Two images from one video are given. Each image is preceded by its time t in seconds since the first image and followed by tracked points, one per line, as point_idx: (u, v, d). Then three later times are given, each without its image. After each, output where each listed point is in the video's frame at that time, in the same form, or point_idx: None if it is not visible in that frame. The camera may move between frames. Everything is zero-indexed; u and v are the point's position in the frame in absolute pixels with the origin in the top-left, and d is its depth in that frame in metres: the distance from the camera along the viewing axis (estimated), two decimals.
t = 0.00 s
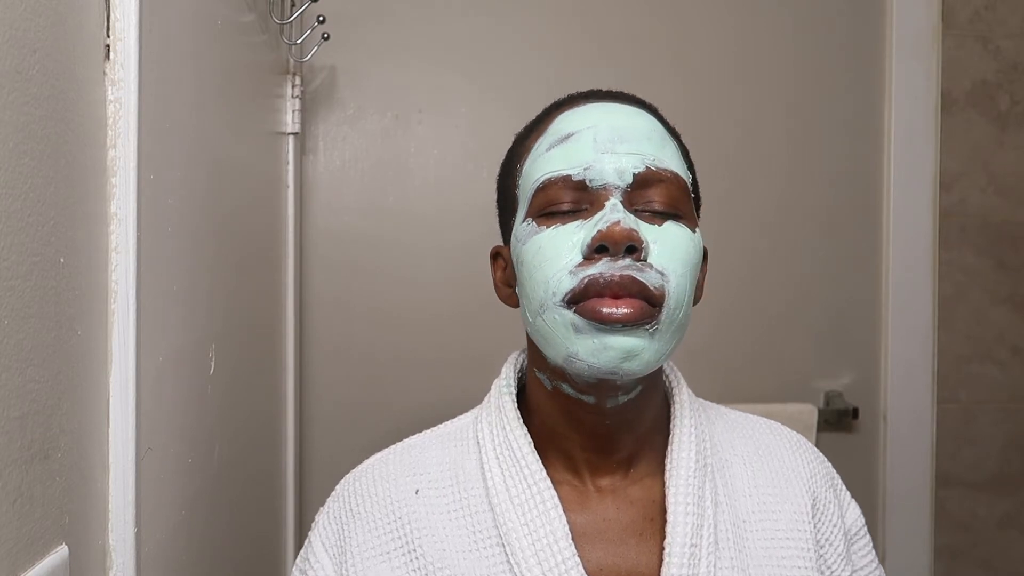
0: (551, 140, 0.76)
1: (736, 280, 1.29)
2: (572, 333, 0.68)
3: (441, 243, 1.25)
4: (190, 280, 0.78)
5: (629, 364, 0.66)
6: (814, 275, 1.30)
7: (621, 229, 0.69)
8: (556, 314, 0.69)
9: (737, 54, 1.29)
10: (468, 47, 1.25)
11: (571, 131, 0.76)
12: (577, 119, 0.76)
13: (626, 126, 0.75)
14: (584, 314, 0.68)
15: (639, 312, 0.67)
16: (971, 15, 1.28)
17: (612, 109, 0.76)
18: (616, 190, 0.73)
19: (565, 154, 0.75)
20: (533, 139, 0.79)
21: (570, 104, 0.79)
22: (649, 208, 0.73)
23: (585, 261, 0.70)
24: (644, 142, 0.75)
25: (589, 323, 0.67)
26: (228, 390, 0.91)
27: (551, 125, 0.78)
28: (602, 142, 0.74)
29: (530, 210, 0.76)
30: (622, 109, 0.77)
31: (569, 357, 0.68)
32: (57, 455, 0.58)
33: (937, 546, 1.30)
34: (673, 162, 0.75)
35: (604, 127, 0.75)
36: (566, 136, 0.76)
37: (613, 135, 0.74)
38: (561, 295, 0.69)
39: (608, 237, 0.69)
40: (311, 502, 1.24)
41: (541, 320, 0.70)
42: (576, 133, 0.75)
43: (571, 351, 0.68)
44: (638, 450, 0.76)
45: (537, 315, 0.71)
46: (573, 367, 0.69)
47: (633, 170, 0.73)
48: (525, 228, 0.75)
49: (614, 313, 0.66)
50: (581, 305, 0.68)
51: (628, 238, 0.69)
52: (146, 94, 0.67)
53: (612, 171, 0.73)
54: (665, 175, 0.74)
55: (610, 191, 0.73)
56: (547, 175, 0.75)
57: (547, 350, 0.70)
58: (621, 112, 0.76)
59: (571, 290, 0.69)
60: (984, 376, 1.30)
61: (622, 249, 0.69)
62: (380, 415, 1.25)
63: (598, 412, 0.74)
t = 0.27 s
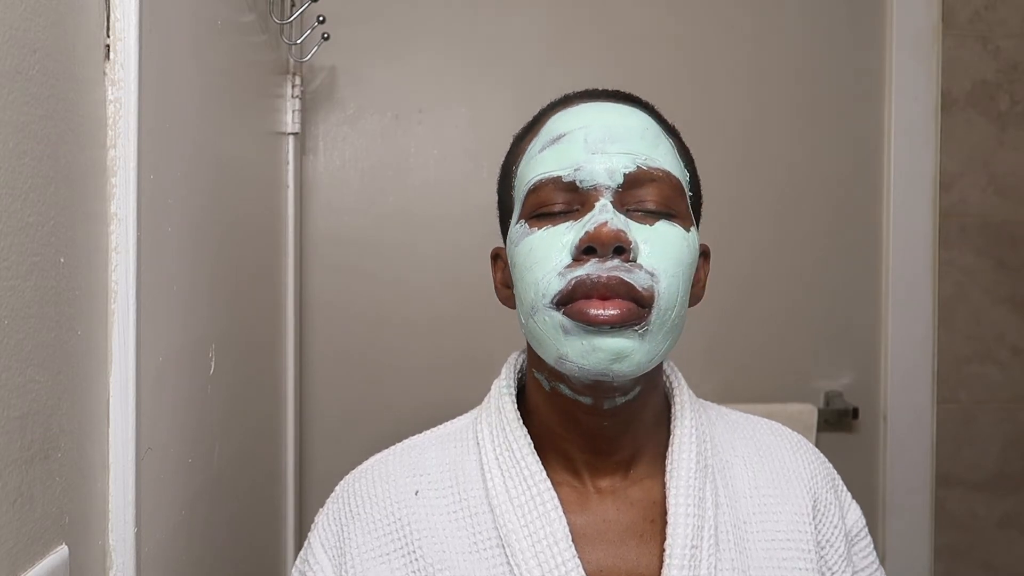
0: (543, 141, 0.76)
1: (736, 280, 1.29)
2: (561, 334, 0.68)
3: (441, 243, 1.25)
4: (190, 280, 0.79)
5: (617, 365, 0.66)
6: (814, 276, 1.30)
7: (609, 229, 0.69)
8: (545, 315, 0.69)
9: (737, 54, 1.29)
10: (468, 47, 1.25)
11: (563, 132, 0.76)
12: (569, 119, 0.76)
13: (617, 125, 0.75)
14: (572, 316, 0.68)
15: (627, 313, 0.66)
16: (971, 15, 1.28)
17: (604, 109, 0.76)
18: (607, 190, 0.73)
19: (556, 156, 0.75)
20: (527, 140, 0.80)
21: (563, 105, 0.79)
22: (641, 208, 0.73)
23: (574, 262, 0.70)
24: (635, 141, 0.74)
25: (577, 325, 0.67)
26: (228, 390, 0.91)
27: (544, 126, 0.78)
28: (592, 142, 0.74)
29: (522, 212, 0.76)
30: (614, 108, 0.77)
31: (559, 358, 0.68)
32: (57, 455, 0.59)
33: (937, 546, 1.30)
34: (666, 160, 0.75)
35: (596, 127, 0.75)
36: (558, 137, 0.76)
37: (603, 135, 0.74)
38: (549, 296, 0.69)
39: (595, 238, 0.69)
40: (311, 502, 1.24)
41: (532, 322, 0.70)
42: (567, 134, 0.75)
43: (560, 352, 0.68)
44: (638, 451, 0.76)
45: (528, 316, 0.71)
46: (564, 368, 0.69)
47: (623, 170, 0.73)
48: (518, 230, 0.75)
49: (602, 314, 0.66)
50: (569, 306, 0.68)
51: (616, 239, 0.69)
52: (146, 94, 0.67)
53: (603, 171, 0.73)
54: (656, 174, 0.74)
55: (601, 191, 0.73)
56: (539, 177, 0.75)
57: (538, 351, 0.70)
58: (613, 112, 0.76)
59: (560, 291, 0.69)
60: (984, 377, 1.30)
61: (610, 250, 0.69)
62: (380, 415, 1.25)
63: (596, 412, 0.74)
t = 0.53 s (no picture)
0: (540, 142, 0.76)
1: (736, 280, 1.29)
2: (558, 336, 0.68)
3: (441, 243, 1.25)
4: (190, 280, 0.78)
5: (614, 366, 0.66)
6: (814, 276, 1.30)
7: (605, 231, 0.69)
8: (542, 317, 0.69)
9: (738, 54, 1.29)
10: (468, 46, 1.25)
11: (559, 132, 0.76)
12: (566, 120, 0.76)
13: (613, 125, 0.75)
14: (568, 318, 0.67)
15: (624, 314, 0.66)
16: (971, 15, 1.28)
17: (601, 109, 0.76)
18: (604, 191, 0.73)
19: (553, 157, 0.75)
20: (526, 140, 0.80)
21: (561, 104, 0.79)
22: (638, 208, 0.73)
23: (570, 264, 0.70)
24: (631, 141, 0.74)
25: (574, 327, 0.67)
26: (228, 390, 0.91)
27: (541, 127, 0.78)
28: (589, 143, 0.74)
29: (520, 213, 0.76)
30: (611, 108, 0.77)
31: (557, 360, 0.68)
32: (57, 455, 0.59)
33: (937, 546, 1.30)
34: (663, 160, 0.75)
35: (592, 127, 0.75)
36: (554, 137, 0.76)
37: (599, 135, 0.74)
38: (546, 298, 0.69)
39: (591, 240, 0.69)
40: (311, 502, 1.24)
41: (529, 324, 0.70)
42: (564, 135, 0.75)
43: (558, 354, 0.68)
44: (639, 452, 0.76)
45: (526, 318, 0.71)
46: (562, 370, 0.69)
47: (620, 170, 0.73)
48: (516, 231, 0.75)
49: (598, 316, 0.66)
50: (566, 308, 0.68)
51: (612, 241, 0.69)
52: (146, 94, 0.67)
53: (600, 171, 0.73)
54: (652, 175, 0.74)
55: (597, 192, 0.73)
56: (536, 178, 0.75)
57: (536, 353, 0.70)
58: (609, 112, 0.76)
59: (557, 293, 0.69)
60: (984, 377, 1.30)
61: (606, 251, 0.69)
62: (380, 415, 1.25)
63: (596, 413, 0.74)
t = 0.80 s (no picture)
0: (536, 144, 0.76)
1: (736, 280, 1.29)
2: (554, 338, 0.68)
3: (441, 243, 1.25)
4: (190, 280, 0.78)
5: (611, 367, 0.66)
6: (814, 276, 1.30)
7: (600, 232, 0.70)
8: (538, 318, 0.69)
9: (738, 54, 1.29)
10: (468, 46, 1.25)
11: (554, 134, 0.76)
12: (561, 121, 0.76)
13: (608, 126, 0.75)
14: (563, 319, 0.67)
15: (619, 315, 0.66)
16: (971, 15, 1.28)
17: (596, 109, 0.76)
18: (599, 192, 0.73)
19: (548, 158, 0.75)
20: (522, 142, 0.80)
21: (556, 105, 0.79)
22: (634, 208, 0.73)
23: (566, 266, 0.70)
24: (626, 141, 0.74)
25: (569, 328, 0.67)
26: (228, 390, 0.91)
27: (537, 128, 0.78)
28: (583, 144, 0.74)
29: (517, 215, 0.76)
30: (606, 108, 0.77)
31: (554, 361, 0.68)
32: (57, 455, 0.59)
33: (938, 546, 1.30)
34: (659, 159, 0.75)
35: (587, 128, 0.75)
36: (550, 139, 0.76)
37: (594, 136, 0.74)
38: (542, 300, 0.69)
39: (587, 241, 0.69)
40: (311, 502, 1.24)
41: (526, 325, 0.70)
42: (559, 136, 0.75)
43: (554, 355, 0.68)
44: (640, 452, 0.76)
45: (523, 320, 0.71)
46: (559, 371, 0.69)
47: (615, 171, 0.73)
48: (513, 233, 0.75)
49: (593, 317, 0.66)
50: (561, 309, 0.68)
51: (607, 241, 0.69)
52: (146, 94, 0.67)
53: (595, 172, 0.73)
54: (647, 174, 0.74)
55: (592, 193, 0.73)
56: (531, 180, 0.75)
57: (534, 354, 0.70)
58: (605, 112, 0.76)
59: (552, 295, 0.69)
60: (984, 377, 1.30)
61: (601, 252, 0.69)
62: (381, 415, 1.25)
63: (596, 413, 0.74)
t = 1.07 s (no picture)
0: (533, 145, 0.76)
1: (737, 280, 1.29)
2: (553, 337, 0.68)
3: (441, 243, 1.25)
4: (190, 280, 0.78)
5: (611, 366, 0.66)
6: (814, 275, 1.30)
7: (597, 232, 0.69)
8: (537, 319, 0.69)
9: (737, 54, 1.29)
10: (468, 47, 1.25)
11: (551, 135, 0.76)
12: (558, 122, 0.76)
13: (605, 126, 0.75)
14: (562, 319, 0.67)
15: (617, 314, 0.66)
16: (971, 15, 1.28)
17: (591, 109, 0.76)
18: (596, 192, 0.73)
19: (545, 159, 0.75)
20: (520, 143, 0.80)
21: (552, 106, 0.79)
22: (632, 207, 0.73)
23: (564, 266, 0.69)
24: (622, 141, 0.74)
25: (568, 327, 0.67)
26: (228, 390, 0.91)
27: (534, 129, 0.78)
28: (580, 144, 0.74)
29: (515, 216, 0.76)
30: (602, 108, 0.77)
31: (554, 361, 0.68)
32: (57, 455, 0.58)
33: (938, 546, 1.30)
34: (656, 158, 0.75)
35: (583, 128, 0.75)
36: (546, 140, 0.76)
37: (590, 136, 0.74)
38: (540, 300, 0.69)
39: (584, 240, 0.69)
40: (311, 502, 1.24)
41: (526, 326, 0.70)
42: (555, 137, 0.75)
43: (554, 355, 0.68)
44: (641, 452, 0.76)
45: (522, 320, 0.71)
46: (560, 371, 0.69)
47: (611, 171, 0.73)
48: (513, 234, 0.75)
49: (591, 316, 0.66)
50: (560, 309, 0.68)
51: (604, 241, 0.69)
52: (146, 94, 0.67)
53: (592, 171, 0.73)
54: (644, 173, 0.74)
55: (590, 193, 0.73)
56: (529, 182, 0.75)
57: (534, 354, 0.70)
58: (601, 112, 0.76)
59: (551, 295, 0.69)
60: (984, 377, 1.30)
61: (598, 251, 0.69)
62: (381, 415, 1.25)
63: (596, 412, 0.74)
